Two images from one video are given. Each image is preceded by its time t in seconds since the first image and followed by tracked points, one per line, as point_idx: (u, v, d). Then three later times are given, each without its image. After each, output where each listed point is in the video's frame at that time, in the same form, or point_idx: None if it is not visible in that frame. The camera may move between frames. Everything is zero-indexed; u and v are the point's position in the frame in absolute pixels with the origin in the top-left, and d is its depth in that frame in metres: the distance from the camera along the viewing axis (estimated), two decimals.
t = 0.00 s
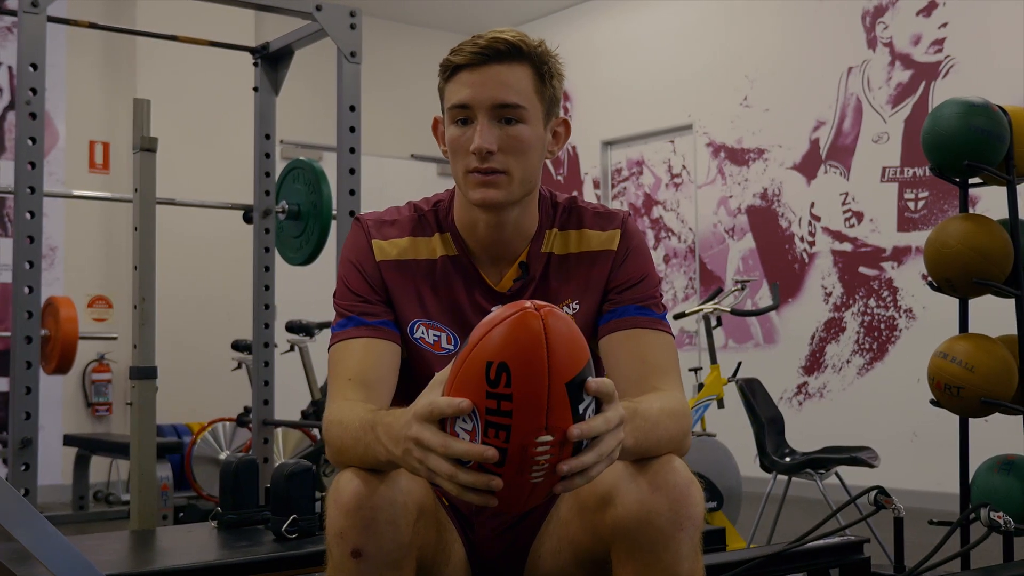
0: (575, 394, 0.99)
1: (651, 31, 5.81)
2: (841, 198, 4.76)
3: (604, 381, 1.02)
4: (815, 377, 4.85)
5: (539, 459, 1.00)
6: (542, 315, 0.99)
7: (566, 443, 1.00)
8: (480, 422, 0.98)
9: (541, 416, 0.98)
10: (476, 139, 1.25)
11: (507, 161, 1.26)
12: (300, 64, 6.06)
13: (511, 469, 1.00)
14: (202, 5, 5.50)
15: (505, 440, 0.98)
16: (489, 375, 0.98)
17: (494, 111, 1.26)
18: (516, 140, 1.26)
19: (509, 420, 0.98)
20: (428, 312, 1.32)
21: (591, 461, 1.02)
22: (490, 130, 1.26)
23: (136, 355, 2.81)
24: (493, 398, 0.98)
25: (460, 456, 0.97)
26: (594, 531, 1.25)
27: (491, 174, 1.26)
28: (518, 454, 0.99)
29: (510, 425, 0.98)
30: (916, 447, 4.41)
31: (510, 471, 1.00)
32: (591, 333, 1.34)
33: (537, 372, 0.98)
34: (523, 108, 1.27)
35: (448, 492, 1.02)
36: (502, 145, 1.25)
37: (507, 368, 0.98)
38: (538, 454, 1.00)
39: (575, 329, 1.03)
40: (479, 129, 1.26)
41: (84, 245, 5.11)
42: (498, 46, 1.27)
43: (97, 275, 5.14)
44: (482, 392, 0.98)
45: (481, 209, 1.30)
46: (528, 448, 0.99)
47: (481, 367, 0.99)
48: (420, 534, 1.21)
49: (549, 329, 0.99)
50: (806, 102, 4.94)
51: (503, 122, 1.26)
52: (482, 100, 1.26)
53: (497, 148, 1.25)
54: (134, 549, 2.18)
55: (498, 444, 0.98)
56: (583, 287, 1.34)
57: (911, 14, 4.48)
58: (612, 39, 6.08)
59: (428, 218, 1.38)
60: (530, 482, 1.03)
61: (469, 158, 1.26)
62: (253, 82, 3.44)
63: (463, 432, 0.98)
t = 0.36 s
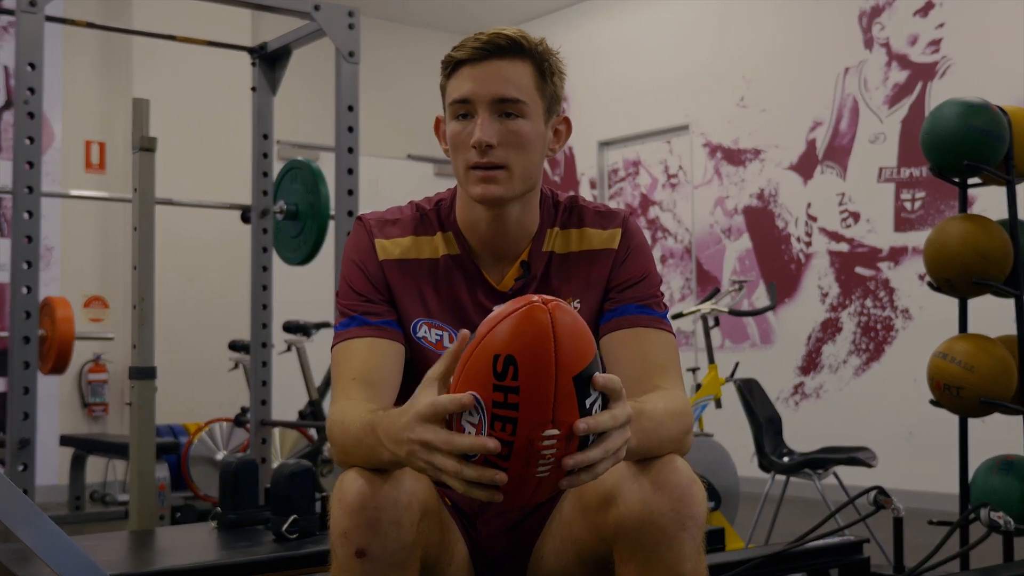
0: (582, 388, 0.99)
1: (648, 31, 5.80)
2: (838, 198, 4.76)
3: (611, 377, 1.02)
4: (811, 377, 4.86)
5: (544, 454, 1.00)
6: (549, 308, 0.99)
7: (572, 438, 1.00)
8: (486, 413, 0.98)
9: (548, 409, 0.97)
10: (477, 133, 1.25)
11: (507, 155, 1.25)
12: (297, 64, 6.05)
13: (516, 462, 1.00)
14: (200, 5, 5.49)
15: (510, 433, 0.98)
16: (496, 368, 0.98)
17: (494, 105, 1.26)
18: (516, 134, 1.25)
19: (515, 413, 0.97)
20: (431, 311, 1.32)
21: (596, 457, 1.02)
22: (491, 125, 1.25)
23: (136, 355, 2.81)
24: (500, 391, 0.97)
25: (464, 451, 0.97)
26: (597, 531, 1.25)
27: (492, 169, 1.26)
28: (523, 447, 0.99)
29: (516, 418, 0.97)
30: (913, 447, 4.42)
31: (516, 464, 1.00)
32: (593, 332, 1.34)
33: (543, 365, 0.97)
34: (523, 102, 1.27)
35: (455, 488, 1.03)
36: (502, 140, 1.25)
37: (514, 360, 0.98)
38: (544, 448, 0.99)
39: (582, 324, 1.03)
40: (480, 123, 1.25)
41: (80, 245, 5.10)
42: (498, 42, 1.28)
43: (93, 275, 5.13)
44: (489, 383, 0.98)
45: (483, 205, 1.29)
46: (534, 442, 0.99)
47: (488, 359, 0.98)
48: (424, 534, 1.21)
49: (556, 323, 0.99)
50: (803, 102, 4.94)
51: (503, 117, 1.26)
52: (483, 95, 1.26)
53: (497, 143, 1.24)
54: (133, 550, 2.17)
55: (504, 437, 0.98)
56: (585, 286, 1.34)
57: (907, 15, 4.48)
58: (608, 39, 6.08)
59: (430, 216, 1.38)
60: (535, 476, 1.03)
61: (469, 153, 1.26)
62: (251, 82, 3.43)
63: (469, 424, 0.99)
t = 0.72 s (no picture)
0: (612, 391, 1.00)
1: (647, 30, 5.80)
2: (835, 198, 4.76)
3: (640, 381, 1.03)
4: (809, 377, 4.86)
5: (570, 456, 1.00)
6: (584, 309, 1.00)
7: (599, 440, 1.00)
8: (516, 412, 0.98)
9: (579, 411, 0.98)
10: (481, 134, 1.25)
11: (512, 156, 1.26)
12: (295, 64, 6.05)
13: (542, 463, 1.00)
14: (199, 5, 5.49)
15: (540, 433, 0.98)
16: (529, 367, 0.98)
17: (499, 106, 1.26)
18: (521, 135, 1.26)
19: (546, 414, 0.97)
20: (435, 311, 1.32)
21: (620, 460, 1.02)
22: (495, 125, 1.26)
23: (136, 355, 2.81)
24: (532, 390, 0.97)
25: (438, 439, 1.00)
26: (605, 531, 1.25)
27: (496, 169, 1.26)
28: (551, 447, 0.99)
29: (547, 418, 0.97)
30: (910, 447, 4.42)
31: (542, 464, 1.00)
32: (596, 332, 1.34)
33: (577, 365, 0.98)
34: (528, 103, 1.27)
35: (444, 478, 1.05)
36: (507, 141, 1.25)
37: (548, 361, 0.98)
38: (571, 449, 0.99)
39: (614, 327, 1.03)
40: (484, 123, 1.26)
41: (77, 244, 5.10)
42: (503, 42, 1.27)
43: (91, 274, 5.13)
44: (522, 382, 0.98)
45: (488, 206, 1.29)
46: (562, 442, 0.98)
47: (522, 358, 0.99)
48: (430, 534, 1.21)
49: (592, 324, 0.99)
50: (801, 102, 4.94)
51: (508, 117, 1.26)
52: (488, 95, 1.26)
53: (501, 144, 1.25)
54: (132, 550, 2.17)
55: (533, 437, 0.98)
56: (589, 285, 1.35)
57: (905, 15, 4.48)
58: (606, 39, 6.08)
59: (434, 216, 1.38)
60: (559, 477, 1.02)
61: (474, 154, 1.26)
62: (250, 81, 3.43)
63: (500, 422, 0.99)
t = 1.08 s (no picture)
0: (614, 393, 1.00)
1: (644, 30, 5.80)
2: (832, 198, 4.77)
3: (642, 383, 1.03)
4: (806, 376, 4.86)
5: (574, 460, 1.00)
6: (586, 312, 1.00)
7: (602, 442, 1.00)
8: (519, 416, 0.98)
9: (581, 414, 0.98)
10: (485, 136, 1.25)
11: (516, 158, 1.26)
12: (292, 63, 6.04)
13: (545, 466, 1.00)
14: (196, 4, 5.49)
15: (542, 437, 0.98)
16: (531, 370, 0.98)
17: (503, 108, 1.26)
18: (525, 137, 1.26)
19: (548, 417, 0.98)
20: (438, 313, 1.32)
21: (623, 462, 1.02)
22: (499, 127, 1.26)
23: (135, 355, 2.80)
24: (534, 393, 0.98)
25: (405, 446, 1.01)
26: (609, 533, 1.25)
27: (501, 171, 1.26)
28: (554, 450, 0.99)
29: (549, 421, 0.98)
30: (907, 446, 4.43)
31: (545, 468, 1.01)
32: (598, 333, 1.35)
33: (578, 368, 0.98)
34: (532, 105, 1.27)
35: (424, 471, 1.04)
36: (511, 142, 1.25)
37: (550, 364, 0.98)
38: (574, 452, 1.00)
39: (616, 329, 1.04)
40: (488, 125, 1.26)
41: (74, 244, 5.10)
42: (506, 44, 1.27)
43: (87, 274, 5.13)
44: (524, 386, 0.98)
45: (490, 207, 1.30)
46: (565, 446, 0.99)
47: (524, 362, 0.99)
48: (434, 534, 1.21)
49: (594, 327, 0.99)
50: (798, 102, 4.95)
51: (512, 119, 1.26)
52: (491, 97, 1.26)
53: (505, 145, 1.25)
54: (133, 551, 2.16)
55: (536, 441, 0.98)
56: (592, 286, 1.35)
57: (902, 15, 4.48)
58: (603, 39, 6.08)
59: (437, 217, 1.38)
60: (563, 480, 1.02)
61: (478, 155, 1.26)
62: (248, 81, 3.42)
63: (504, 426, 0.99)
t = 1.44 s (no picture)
0: (606, 396, 1.00)
1: (640, 31, 5.80)
2: (828, 199, 4.77)
3: (635, 386, 1.03)
4: (802, 377, 4.87)
5: (567, 465, 1.00)
6: (575, 316, 1.00)
7: (596, 446, 1.00)
8: (511, 421, 0.99)
9: (572, 419, 0.98)
10: (487, 140, 1.25)
11: (518, 162, 1.26)
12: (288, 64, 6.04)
13: (539, 471, 1.00)
14: (192, 5, 5.49)
15: (535, 442, 0.98)
16: (522, 376, 0.99)
17: (505, 112, 1.26)
18: (527, 141, 1.26)
19: (540, 422, 0.98)
20: (440, 317, 1.32)
21: (618, 465, 1.02)
22: (501, 131, 1.26)
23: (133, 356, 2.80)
24: (525, 399, 0.98)
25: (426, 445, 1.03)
26: (609, 537, 1.25)
27: (502, 175, 1.26)
28: (547, 455, 0.99)
29: (541, 426, 0.98)
30: (903, 447, 4.43)
31: (539, 473, 1.01)
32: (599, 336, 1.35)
33: (569, 372, 0.98)
34: (534, 109, 1.27)
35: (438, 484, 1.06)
36: (513, 146, 1.25)
37: (540, 370, 0.98)
38: (568, 456, 0.99)
39: (607, 331, 1.04)
40: (490, 130, 1.26)
41: (70, 244, 5.09)
42: (508, 48, 1.27)
43: (83, 274, 5.12)
44: (515, 392, 0.98)
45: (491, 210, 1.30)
46: (558, 451, 0.99)
47: (514, 368, 0.99)
48: (436, 538, 1.21)
49: (583, 331, 0.99)
50: (794, 103, 4.95)
51: (514, 123, 1.26)
52: (493, 101, 1.26)
53: (507, 149, 1.25)
54: (130, 553, 2.16)
55: (529, 446, 0.98)
56: (592, 289, 1.35)
57: (898, 16, 4.49)
58: (600, 39, 6.08)
59: (438, 221, 1.38)
60: (558, 484, 1.02)
61: (480, 159, 1.26)
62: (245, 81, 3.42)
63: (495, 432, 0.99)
